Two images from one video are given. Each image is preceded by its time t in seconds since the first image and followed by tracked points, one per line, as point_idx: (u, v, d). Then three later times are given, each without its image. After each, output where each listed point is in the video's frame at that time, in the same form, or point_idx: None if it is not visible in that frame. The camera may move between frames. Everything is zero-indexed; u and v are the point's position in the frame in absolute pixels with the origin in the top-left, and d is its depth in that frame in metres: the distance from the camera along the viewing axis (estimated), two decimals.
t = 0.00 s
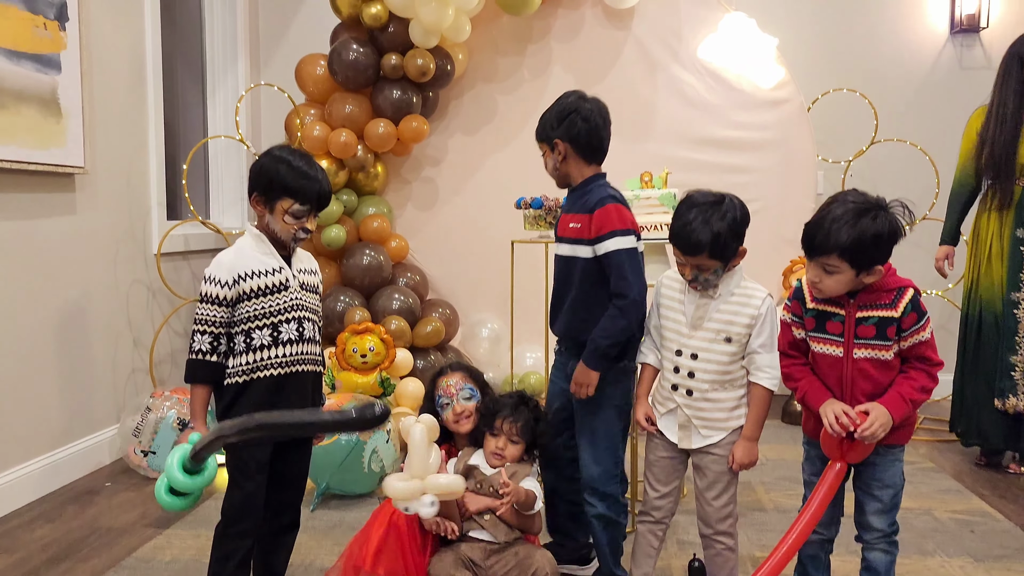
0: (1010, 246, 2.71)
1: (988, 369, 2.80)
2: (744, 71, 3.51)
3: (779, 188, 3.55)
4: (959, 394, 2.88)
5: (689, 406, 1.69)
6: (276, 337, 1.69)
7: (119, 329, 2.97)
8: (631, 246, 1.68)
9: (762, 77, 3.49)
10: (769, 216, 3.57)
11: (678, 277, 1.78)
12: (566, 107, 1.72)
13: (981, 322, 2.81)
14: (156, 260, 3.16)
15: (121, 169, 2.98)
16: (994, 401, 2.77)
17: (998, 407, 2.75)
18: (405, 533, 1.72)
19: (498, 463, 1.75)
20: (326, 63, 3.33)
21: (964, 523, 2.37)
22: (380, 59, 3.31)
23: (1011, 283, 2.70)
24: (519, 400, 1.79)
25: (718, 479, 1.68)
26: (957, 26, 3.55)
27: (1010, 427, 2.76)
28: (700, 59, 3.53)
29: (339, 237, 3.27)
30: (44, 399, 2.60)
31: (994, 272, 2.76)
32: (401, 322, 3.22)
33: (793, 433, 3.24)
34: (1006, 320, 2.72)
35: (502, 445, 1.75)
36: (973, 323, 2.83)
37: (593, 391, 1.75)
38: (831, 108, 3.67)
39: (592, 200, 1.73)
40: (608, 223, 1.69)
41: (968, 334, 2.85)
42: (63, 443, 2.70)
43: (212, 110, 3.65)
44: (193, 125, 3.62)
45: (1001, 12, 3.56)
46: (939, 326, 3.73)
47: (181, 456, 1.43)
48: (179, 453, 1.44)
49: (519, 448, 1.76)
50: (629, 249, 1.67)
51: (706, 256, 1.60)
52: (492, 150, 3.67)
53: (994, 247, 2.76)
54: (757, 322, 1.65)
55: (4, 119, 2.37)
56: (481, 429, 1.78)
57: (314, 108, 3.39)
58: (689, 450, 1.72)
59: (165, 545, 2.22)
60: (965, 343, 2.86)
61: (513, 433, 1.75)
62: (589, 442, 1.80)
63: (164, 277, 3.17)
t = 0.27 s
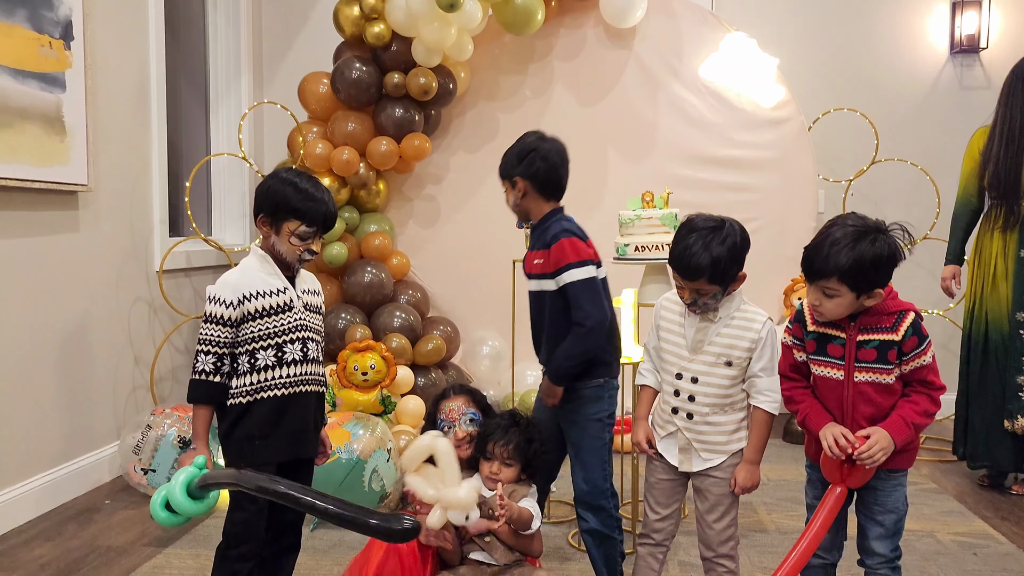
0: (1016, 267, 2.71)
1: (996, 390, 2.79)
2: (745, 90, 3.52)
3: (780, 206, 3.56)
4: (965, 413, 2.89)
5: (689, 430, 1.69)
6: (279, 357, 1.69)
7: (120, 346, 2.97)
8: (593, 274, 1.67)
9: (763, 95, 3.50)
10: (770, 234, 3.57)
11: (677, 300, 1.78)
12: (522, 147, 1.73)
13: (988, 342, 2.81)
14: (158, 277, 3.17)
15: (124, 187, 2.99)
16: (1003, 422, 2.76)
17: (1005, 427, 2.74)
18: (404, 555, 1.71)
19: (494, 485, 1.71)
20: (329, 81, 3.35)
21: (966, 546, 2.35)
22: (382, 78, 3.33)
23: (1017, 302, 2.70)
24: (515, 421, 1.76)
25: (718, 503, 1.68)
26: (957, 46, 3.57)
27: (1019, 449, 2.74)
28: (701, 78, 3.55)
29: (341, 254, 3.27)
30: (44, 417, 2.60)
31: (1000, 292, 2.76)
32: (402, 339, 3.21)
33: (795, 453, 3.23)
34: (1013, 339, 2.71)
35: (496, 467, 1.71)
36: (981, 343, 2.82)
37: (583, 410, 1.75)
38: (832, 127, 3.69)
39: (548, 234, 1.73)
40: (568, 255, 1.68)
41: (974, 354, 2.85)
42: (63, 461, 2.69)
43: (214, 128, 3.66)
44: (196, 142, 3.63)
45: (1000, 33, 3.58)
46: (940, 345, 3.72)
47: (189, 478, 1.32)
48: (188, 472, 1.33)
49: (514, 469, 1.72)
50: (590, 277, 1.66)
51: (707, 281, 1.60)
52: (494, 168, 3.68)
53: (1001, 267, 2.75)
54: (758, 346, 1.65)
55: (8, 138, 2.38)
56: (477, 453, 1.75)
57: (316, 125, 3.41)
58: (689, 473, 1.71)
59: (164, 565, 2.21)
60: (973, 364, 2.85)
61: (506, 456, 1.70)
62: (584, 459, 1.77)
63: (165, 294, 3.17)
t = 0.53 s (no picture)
0: (1019, 283, 2.71)
1: (1000, 407, 2.78)
2: (746, 106, 3.53)
3: (781, 222, 3.56)
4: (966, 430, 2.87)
5: (687, 451, 1.69)
6: (280, 377, 1.69)
7: (121, 362, 2.96)
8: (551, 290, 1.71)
9: (764, 111, 3.51)
10: (771, 250, 3.57)
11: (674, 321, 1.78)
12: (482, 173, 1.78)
13: (991, 357, 2.80)
14: (159, 291, 3.16)
15: (126, 202, 2.99)
16: (1008, 440, 2.75)
17: (1010, 445, 2.73)
18: None
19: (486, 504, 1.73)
20: (331, 96, 3.36)
21: (970, 565, 2.34)
22: (384, 94, 3.34)
23: (1020, 319, 2.70)
24: (508, 442, 1.74)
25: (718, 525, 1.67)
26: (958, 62, 3.59)
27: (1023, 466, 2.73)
28: (702, 93, 3.56)
29: (342, 269, 3.28)
30: (45, 432, 2.59)
31: (1003, 309, 2.76)
32: (403, 355, 3.21)
33: (797, 470, 3.22)
34: (1018, 355, 2.71)
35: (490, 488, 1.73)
36: (984, 359, 2.81)
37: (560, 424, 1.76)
38: (833, 143, 3.70)
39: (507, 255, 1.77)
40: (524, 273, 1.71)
41: (977, 371, 2.84)
42: (63, 478, 2.68)
43: (216, 142, 3.67)
44: (198, 157, 3.65)
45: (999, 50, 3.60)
46: (942, 361, 3.71)
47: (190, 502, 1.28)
48: (189, 496, 1.29)
49: (506, 491, 1.73)
50: (546, 292, 1.69)
51: (699, 300, 1.60)
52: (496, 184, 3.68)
53: (1004, 284, 2.75)
54: (755, 368, 1.64)
55: (10, 155, 2.38)
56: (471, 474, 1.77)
57: (318, 141, 3.42)
58: (688, 494, 1.71)
59: None
60: (974, 380, 2.84)
61: (499, 477, 1.71)
62: (560, 473, 1.75)
63: (166, 308, 3.17)
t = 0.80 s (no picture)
0: (1019, 302, 2.71)
1: (999, 426, 2.78)
2: (747, 123, 3.55)
3: (781, 239, 3.57)
4: (964, 449, 2.87)
5: (684, 475, 1.70)
6: (279, 399, 1.70)
7: (122, 378, 2.96)
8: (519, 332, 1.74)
9: (765, 128, 3.53)
10: (772, 266, 3.58)
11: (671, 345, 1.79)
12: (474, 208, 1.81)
13: (990, 377, 2.80)
14: (160, 306, 3.17)
15: (128, 218, 3.00)
16: (1007, 459, 2.75)
17: (1010, 464, 2.73)
18: None
19: (480, 528, 1.63)
20: (334, 113, 3.38)
21: None
22: (386, 110, 3.36)
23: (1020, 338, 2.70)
24: (502, 464, 1.65)
25: (715, 550, 1.67)
26: (958, 80, 3.61)
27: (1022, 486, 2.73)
28: (704, 111, 3.58)
29: (343, 284, 3.29)
30: (45, 449, 2.59)
31: (1002, 328, 2.76)
32: (403, 370, 3.21)
33: (797, 488, 3.21)
34: (1017, 374, 2.71)
35: (485, 511, 1.62)
36: (983, 377, 2.81)
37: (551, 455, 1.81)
38: (834, 160, 3.71)
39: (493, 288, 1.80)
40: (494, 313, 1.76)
41: (976, 389, 2.84)
42: (63, 494, 2.67)
43: (218, 157, 3.69)
44: (200, 172, 3.66)
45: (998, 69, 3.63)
46: (943, 378, 3.71)
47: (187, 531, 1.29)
48: (186, 523, 1.30)
49: (500, 514, 1.63)
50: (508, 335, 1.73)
51: (693, 325, 1.60)
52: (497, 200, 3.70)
53: (1003, 303, 2.76)
54: (750, 393, 1.64)
55: (14, 173, 2.39)
56: (467, 495, 1.66)
57: (320, 156, 3.43)
58: (686, 518, 1.71)
59: None
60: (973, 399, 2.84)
61: (492, 499, 1.61)
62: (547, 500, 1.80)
63: (168, 324, 3.18)
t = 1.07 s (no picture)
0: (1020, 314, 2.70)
1: (999, 438, 2.77)
2: (750, 132, 3.55)
3: (783, 248, 3.57)
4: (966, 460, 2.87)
5: (685, 487, 1.69)
6: (280, 408, 1.69)
7: (124, 383, 2.96)
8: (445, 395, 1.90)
9: (767, 137, 3.53)
10: (775, 275, 3.58)
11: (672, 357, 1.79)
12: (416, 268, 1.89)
13: (991, 388, 2.79)
14: (162, 312, 3.17)
15: (131, 224, 3.00)
16: (1007, 470, 2.73)
17: (1009, 476, 2.71)
18: None
19: (488, 539, 1.63)
20: (337, 120, 3.39)
21: None
22: (389, 117, 3.37)
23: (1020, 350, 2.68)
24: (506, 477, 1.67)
25: (716, 562, 1.67)
26: (960, 90, 3.61)
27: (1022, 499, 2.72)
28: (706, 119, 3.58)
29: (346, 290, 3.30)
30: (47, 454, 2.59)
31: (1005, 340, 2.75)
32: (405, 377, 3.22)
33: (799, 498, 3.21)
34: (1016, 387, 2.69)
35: (491, 521, 1.62)
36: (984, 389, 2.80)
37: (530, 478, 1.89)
38: (836, 169, 3.71)
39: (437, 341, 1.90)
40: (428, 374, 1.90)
41: (978, 400, 2.83)
42: (65, 499, 2.67)
43: (221, 163, 3.70)
44: (203, 177, 3.67)
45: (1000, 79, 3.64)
46: (945, 387, 3.71)
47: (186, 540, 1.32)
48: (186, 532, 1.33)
49: (509, 526, 1.63)
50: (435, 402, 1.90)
51: (693, 334, 1.60)
52: (500, 207, 3.70)
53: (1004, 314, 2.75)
54: (751, 404, 1.64)
55: (17, 179, 2.39)
56: (474, 506, 1.65)
57: (323, 163, 3.44)
58: (687, 530, 1.71)
59: None
60: (974, 411, 2.83)
61: (502, 511, 1.62)
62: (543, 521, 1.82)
63: (170, 329, 3.18)
